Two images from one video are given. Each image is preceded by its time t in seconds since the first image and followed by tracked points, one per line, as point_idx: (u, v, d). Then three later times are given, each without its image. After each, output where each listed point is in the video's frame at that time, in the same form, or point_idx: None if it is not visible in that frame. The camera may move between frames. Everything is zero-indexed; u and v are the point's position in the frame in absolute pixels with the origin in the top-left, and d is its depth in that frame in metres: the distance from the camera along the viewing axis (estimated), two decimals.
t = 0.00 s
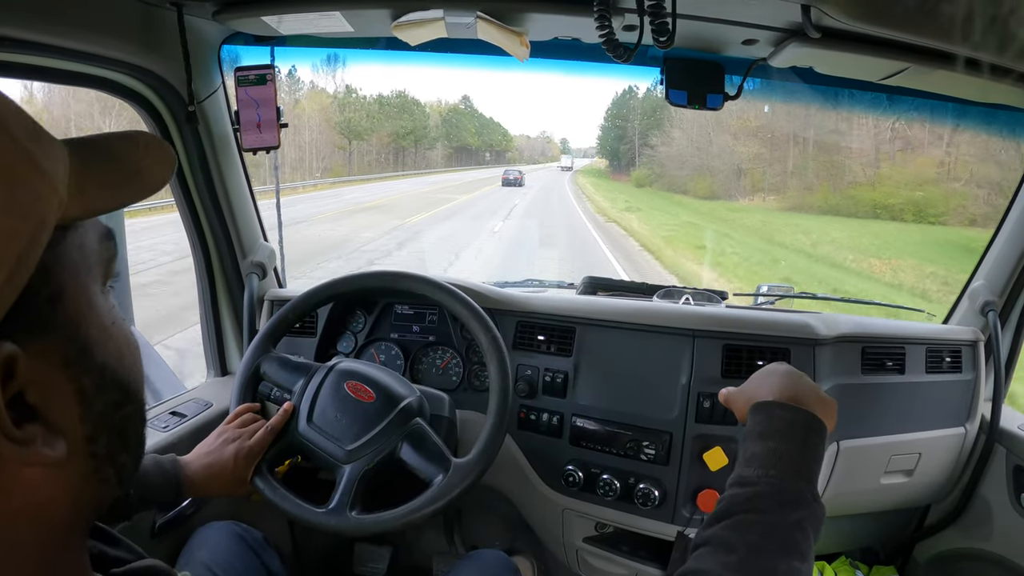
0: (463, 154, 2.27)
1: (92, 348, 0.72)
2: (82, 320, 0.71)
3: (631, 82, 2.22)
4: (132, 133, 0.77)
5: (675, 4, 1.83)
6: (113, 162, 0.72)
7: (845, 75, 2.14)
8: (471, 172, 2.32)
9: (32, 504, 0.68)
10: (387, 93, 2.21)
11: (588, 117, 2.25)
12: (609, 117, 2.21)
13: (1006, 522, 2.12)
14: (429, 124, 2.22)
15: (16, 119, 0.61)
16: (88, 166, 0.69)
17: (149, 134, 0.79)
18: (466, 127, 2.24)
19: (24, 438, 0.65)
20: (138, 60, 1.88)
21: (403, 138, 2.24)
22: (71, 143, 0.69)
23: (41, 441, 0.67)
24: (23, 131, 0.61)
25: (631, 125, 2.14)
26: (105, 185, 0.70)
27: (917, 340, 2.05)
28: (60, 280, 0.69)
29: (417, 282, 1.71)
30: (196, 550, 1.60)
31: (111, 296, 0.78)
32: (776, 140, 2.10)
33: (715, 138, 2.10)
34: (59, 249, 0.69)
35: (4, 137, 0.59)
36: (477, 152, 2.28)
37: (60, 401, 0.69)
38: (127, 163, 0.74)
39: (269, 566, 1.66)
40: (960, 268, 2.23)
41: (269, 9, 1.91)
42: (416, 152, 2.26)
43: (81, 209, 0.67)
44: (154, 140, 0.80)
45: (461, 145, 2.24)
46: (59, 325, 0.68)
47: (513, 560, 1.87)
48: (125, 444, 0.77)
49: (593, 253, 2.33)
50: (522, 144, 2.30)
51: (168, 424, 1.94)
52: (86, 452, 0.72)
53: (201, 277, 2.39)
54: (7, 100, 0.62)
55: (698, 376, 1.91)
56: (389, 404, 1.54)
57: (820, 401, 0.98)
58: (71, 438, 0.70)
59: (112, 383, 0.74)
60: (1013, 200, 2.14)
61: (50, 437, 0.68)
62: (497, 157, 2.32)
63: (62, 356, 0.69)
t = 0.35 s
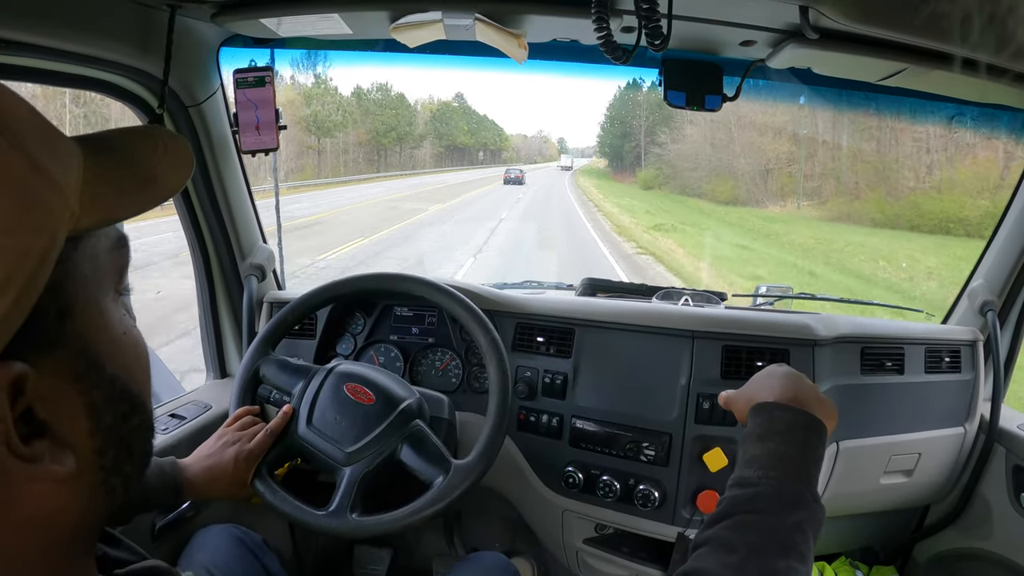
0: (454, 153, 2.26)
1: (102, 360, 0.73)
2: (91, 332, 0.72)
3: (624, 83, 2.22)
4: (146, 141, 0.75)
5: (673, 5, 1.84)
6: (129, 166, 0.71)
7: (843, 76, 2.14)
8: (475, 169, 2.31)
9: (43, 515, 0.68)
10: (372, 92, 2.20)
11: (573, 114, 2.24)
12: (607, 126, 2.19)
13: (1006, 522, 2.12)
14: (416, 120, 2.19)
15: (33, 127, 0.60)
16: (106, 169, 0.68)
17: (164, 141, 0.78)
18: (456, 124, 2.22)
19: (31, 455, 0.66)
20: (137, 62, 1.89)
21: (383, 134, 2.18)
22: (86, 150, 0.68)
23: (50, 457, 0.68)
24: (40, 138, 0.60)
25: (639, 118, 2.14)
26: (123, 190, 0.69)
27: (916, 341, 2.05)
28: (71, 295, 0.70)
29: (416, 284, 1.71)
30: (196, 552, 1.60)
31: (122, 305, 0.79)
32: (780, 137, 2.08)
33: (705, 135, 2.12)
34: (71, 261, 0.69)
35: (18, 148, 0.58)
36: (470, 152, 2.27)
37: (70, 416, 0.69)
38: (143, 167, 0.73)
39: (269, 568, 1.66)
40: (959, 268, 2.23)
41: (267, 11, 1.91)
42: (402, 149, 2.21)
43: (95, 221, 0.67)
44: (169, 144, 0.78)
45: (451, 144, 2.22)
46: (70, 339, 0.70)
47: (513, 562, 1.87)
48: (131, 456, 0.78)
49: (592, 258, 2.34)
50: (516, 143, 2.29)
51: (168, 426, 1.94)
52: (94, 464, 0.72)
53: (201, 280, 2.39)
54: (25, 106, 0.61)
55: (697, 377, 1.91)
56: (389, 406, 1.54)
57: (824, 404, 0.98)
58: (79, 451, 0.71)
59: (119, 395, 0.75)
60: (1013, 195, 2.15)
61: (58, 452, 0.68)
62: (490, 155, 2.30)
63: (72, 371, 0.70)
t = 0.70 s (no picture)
0: (447, 152, 2.27)
1: (107, 367, 0.74)
2: (95, 339, 0.72)
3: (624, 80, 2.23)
4: (156, 139, 0.75)
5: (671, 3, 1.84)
6: (136, 166, 0.71)
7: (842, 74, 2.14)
8: (475, 168, 2.34)
9: (47, 524, 0.69)
10: (354, 90, 2.20)
11: (578, 117, 2.26)
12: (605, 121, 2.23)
13: (1006, 519, 2.12)
14: (401, 118, 2.20)
15: (36, 130, 0.59)
16: (110, 170, 0.68)
17: (175, 138, 0.77)
18: (447, 120, 2.24)
19: (32, 467, 0.66)
20: (136, 63, 1.88)
21: (356, 132, 2.20)
22: (93, 150, 0.67)
23: (52, 469, 0.68)
24: (41, 141, 0.60)
25: (644, 114, 2.15)
26: (129, 191, 0.69)
27: (916, 338, 2.05)
28: (74, 304, 0.69)
29: (416, 283, 1.70)
30: (196, 553, 1.59)
31: (128, 308, 0.80)
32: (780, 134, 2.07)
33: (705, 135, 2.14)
34: (75, 267, 0.69)
35: (22, 154, 0.57)
36: (466, 150, 2.29)
37: (73, 424, 0.70)
38: (150, 167, 0.73)
39: (269, 569, 1.66)
40: (959, 266, 2.23)
41: (266, 11, 1.90)
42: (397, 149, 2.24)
43: (99, 225, 0.67)
44: (179, 140, 0.78)
45: (441, 141, 2.24)
46: (73, 347, 0.69)
47: (513, 560, 1.87)
48: (137, 462, 0.79)
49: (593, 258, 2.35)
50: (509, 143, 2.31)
51: (167, 427, 1.94)
52: (97, 473, 0.73)
53: (200, 280, 2.39)
54: (31, 106, 0.60)
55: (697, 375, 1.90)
56: (388, 406, 1.54)
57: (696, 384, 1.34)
58: (81, 462, 0.71)
59: (125, 401, 0.76)
60: (1013, 192, 2.16)
61: (60, 462, 0.69)
62: (484, 155, 2.32)
63: (76, 379, 0.70)
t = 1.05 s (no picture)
0: (431, 150, 2.23)
1: (118, 354, 0.72)
2: (108, 326, 0.71)
3: (623, 77, 2.24)
4: (170, 142, 0.79)
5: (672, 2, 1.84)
6: (149, 169, 0.75)
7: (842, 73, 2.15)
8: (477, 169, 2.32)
9: (54, 502, 0.68)
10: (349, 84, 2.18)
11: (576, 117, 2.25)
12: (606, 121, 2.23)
13: (1006, 519, 2.12)
14: (382, 116, 2.16)
15: (58, 133, 0.65)
16: (126, 172, 0.72)
17: (187, 143, 0.82)
18: (436, 116, 2.20)
19: (47, 443, 0.64)
20: (137, 61, 1.88)
21: (328, 131, 2.17)
22: (109, 154, 0.73)
23: (65, 445, 0.66)
24: (62, 143, 0.65)
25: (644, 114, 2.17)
26: (142, 191, 0.73)
27: (917, 337, 2.05)
28: (90, 293, 0.69)
29: (415, 281, 1.71)
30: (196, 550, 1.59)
31: (138, 303, 0.78)
32: (782, 133, 2.07)
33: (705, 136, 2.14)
34: (94, 258, 0.70)
35: (44, 154, 0.63)
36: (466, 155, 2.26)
37: (86, 405, 0.69)
38: (162, 169, 0.77)
39: (269, 566, 1.66)
40: (960, 266, 2.23)
41: (266, 9, 1.90)
42: (386, 147, 2.21)
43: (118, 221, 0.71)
44: (189, 146, 0.82)
45: (429, 140, 2.20)
46: (89, 334, 0.69)
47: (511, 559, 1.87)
48: (143, 444, 0.77)
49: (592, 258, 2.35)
50: (506, 142, 2.29)
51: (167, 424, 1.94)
52: (107, 453, 0.72)
53: (201, 278, 2.38)
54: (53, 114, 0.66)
55: (698, 374, 1.91)
56: (388, 404, 1.53)
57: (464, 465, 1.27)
58: (93, 441, 0.69)
59: (134, 386, 0.74)
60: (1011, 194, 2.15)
61: (73, 440, 0.67)
62: (475, 156, 2.28)
63: (89, 363, 0.69)
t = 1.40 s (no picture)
0: (423, 148, 2.27)
1: (82, 331, 0.72)
2: (70, 303, 0.71)
3: (623, 77, 2.23)
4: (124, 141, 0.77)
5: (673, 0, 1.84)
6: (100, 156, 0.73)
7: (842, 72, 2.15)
8: (477, 170, 2.41)
9: (22, 477, 0.69)
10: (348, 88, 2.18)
11: (573, 116, 2.23)
12: (606, 123, 2.22)
13: (1005, 519, 2.13)
14: (358, 114, 2.17)
15: (11, 115, 0.62)
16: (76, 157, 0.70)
17: (143, 144, 0.79)
18: (426, 115, 2.24)
19: (9, 410, 0.65)
20: (135, 58, 1.88)
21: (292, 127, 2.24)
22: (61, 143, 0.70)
23: (29, 414, 0.67)
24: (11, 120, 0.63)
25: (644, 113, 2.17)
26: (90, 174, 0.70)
27: (916, 336, 2.05)
28: (53, 265, 0.70)
29: (410, 278, 1.71)
30: (196, 548, 1.60)
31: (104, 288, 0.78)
32: (783, 132, 2.06)
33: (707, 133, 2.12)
34: (50, 235, 0.69)
35: None
36: (462, 155, 2.36)
37: (52, 378, 0.69)
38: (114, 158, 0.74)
39: (269, 564, 1.66)
40: (960, 266, 2.23)
41: (266, 6, 1.90)
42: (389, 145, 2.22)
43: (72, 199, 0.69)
44: (146, 145, 0.80)
45: (416, 138, 2.23)
46: (51, 306, 0.69)
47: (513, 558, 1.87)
48: (119, 429, 0.78)
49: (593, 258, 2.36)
50: (499, 141, 2.31)
51: (168, 423, 1.95)
52: (77, 432, 0.72)
53: (201, 276, 2.39)
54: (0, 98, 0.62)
55: (698, 372, 1.91)
56: (389, 402, 1.53)
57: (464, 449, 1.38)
58: (61, 416, 0.70)
59: (101, 364, 0.74)
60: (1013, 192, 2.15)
61: (38, 411, 0.68)
62: (467, 158, 2.37)
63: (52, 336, 0.69)
